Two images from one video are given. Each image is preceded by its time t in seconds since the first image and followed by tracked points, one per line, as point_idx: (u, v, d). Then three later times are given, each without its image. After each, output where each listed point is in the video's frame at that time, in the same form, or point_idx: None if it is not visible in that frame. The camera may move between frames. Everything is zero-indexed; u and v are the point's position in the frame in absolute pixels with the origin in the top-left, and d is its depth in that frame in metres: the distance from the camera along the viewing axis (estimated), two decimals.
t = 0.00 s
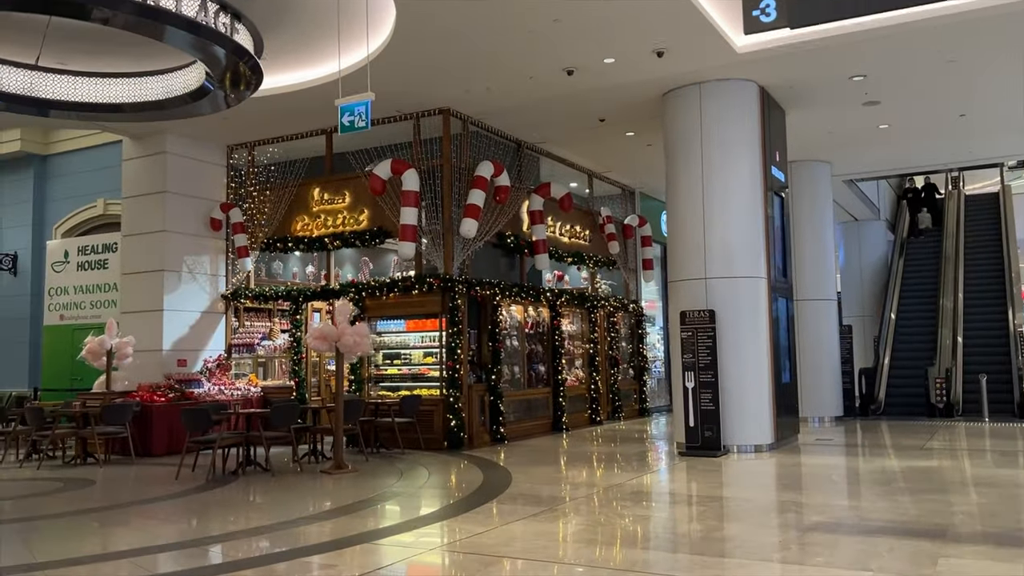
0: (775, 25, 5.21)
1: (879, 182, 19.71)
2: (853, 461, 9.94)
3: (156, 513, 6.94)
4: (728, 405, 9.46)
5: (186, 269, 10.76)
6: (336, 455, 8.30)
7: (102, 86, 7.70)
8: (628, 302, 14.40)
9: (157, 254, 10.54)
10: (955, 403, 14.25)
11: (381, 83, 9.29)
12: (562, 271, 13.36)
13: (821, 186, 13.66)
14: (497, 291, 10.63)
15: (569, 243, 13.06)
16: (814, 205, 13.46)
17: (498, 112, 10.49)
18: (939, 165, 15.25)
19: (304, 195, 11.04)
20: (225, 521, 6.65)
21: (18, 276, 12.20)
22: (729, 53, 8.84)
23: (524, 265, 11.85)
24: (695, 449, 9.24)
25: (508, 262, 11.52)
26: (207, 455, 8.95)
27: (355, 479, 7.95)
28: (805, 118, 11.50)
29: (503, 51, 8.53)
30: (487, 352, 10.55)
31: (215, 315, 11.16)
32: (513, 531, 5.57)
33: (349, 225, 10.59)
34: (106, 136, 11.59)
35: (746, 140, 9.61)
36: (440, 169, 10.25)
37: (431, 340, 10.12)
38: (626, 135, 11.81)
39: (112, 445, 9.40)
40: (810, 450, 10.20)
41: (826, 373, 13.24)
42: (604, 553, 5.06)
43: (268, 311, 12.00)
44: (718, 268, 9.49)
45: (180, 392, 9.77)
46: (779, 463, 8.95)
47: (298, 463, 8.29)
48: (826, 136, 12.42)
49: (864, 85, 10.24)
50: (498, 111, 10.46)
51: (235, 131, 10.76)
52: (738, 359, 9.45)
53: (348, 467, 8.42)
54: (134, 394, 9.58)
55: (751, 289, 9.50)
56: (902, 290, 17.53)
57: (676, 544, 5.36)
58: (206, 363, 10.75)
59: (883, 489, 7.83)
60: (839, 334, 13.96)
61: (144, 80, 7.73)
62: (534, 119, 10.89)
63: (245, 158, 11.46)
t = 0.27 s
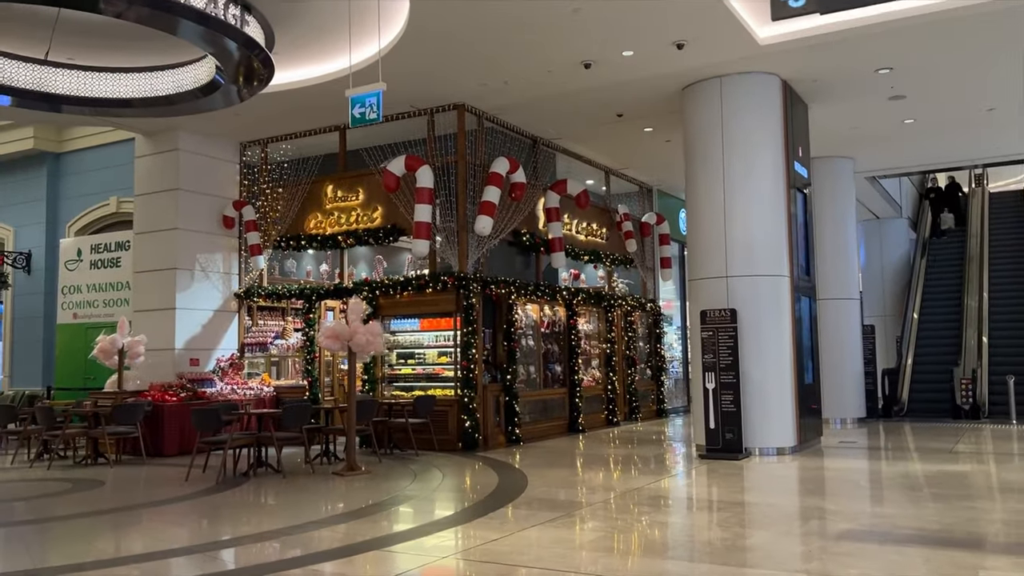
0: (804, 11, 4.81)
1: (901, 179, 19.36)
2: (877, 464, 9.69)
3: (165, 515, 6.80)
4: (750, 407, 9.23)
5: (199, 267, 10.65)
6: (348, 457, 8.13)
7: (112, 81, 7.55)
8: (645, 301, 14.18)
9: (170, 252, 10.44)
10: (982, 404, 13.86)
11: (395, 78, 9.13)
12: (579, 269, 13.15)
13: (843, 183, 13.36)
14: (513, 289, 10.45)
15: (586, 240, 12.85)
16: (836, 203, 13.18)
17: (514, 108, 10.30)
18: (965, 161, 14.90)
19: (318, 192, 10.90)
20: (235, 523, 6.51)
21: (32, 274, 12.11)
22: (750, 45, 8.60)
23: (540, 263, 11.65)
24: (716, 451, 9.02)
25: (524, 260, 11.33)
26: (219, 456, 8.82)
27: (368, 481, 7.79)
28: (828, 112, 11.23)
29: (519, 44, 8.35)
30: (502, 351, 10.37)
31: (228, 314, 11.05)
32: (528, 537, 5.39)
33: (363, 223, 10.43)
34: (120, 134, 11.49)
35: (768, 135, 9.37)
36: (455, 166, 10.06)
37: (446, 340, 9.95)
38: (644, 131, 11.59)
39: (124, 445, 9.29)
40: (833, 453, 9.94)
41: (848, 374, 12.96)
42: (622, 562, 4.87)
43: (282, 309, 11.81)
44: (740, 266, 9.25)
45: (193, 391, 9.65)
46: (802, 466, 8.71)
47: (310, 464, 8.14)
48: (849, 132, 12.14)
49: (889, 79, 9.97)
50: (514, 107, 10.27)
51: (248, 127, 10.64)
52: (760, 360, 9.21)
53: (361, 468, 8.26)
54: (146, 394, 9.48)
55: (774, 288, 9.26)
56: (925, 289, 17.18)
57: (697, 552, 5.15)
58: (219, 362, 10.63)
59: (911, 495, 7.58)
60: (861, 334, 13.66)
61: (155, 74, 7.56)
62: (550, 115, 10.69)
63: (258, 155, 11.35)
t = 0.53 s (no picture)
0: None
1: (917, 175, 19.05)
2: (896, 466, 9.47)
3: (166, 516, 6.67)
4: (765, 406, 9.02)
5: (205, 265, 10.54)
6: (355, 457, 7.97)
7: (116, 75, 7.36)
8: (657, 299, 13.98)
9: (176, 249, 10.33)
10: (1002, 404, 13.68)
11: (402, 70, 8.96)
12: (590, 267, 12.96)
13: (861, 179, 13.09)
14: (523, 286, 10.27)
15: (597, 237, 12.66)
16: (854, 199, 12.92)
17: (524, 101, 10.12)
18: (985, 156, 14.59)
19: (325, 188, 10.76)
20: (237, 525, 6.38)
21: (39, 272, 12.02)
22: (766, 36, 8.39)
23: (550, 260, 11.46)
24: (730, 452, 8.83)
25: (534, 257, 11.15)
26: (224, 455, 8.69)
27: (375, 481, 7.63)
28: (845, 106, 10.99)
29: (528, 36, 8.16)
30: (512, 350, 10.20)
31: (235, 311, 10.93)
32: (536, 541, 5.21)
33: (371, 219, 10.28)
34: (126, 130, 11.37)
35: (784, 128, 9.15)
36: (464, 160, 9.89)
37: (454, 338, 9.79)
38: (657, 125, 11.39)
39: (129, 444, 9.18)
40: (850, 454, 9.71)
41: (865, 374, 12.71)
42: (633, 569, 4.68)
43: (290, 307, 11.71)
44: (755, 263, 9.05)
45: (199, 390, 9.54)
46: (819, 468, 8.50)
47: (316, 464, 7.99)
48: (866, 126, 11.88)
49: (909, 71, 9.72)
50: (524, 101, 10.09)
51: (255, 123, 10.51)
52: (776, 358, 9.00)
53: (367, 468, 8.11)
54: (152, 392, 9.37)
55: (789, 284, 9.04)
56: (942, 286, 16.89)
57: (711, 558, 4.96)
58: (226, 360, 10.52)
59: (933, 498, 7.34)
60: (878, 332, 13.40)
61: (159, 68, 7.36)
62: (561, 109, 10.50)
63: (266, 151, 11.21)
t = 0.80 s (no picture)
0: None
1: (941, 170, 18.68)
2: (921, 468, 9.20)
3: (173, 518, 6.55)
4: (786, 407, 8.78)
5: (217, 263, 10.44)
6: (365, 458, 7.78)
7: (123, 70, 7.12)
8: (675, 297, 13.75)
9: (187, 247, 10.23)
10: None
11: (414, 64, 8.78)
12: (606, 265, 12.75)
13: (884, 174, 12.78)
14: (537, 284, 10.08)
15: (614, 234, 12.44)
16: (876, 194, 12.62)
17: (538, 95, 9.92)
18: (1012, 150, 14.21)
19: (337, 185, 10.62)
20: (244, 528, 6.24)
21: (53, 271, 11.95)
22: (787, 25, 8.14)
23: (565, 258, 11.27)
24: (750, 454, 8.60)
25: (548, 254, 10.97)
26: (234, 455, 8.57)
27: (386, 482, 7.45)
28: (868, 98, 10.70)
29: (542, 27, 7.96)
30: (527, 348, 10.02)
31: (247, 310, 10.83)
32: (549, 548, 5.03)
33: (383, 216, 10.13)
34: (139, 127, 11.28)
35: (806, 120, 8.90)
36: (477, 156, 9.70)
37: (467, 336, 9.63)
38: (674, 119, 11.15)
39: (140, 444, 9.08)
40: (874, 456, 9.44)
41: (888, 373, 12.42)
42: None
43: (303, 306, 11.62)
44: (776, 260, 8.81)
45: (210, 390, 9.44)
46: (842, 471, 8.25)
47: (326, 465, 7.83)
48: (890, 119, 11.58)
49: (935, 61, 9.42)
50: (538, 95, 9.89)
51: (266, 119, 10.38)
52: (797, 358, 8.75)
53: (379, 469, 7.95)
54: (163, 392, 9.28)
55: (811, 281, 8.79)
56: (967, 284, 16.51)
57: (732, 567, 4.75)
58: (237, 359, 10.36)
59: (962, 503, 7.07)
60: (902, 331, 13.09)
61: (166, 62, 7.08)
62: (576, 103, 10.29)
63: (278, 148, 11.08)
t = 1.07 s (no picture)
0: None
1: (963, 164, 18.31)
2: (945, 468, 8.95)
3: (179, 520, 6.40)
4: (808, 406, 8.54)
5: (227, 260, 10.31)
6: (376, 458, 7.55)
7: (128, 61, 6.67)
8: (691, 294, 13.52)
9: (196, 244, 10.10)
10: None
11: (425, 56, 8.60)
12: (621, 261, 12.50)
13: (906, 167, 12.49)
14: (551, 281, 9.89)
15: (629, 230, 12.23)
16: (898, 188, 12.33)
17: (551, 87, 9.71)
18: None
19: (348, 180, 10.47)
20: (250, 529, 6.09)
21: (63, 269, 11.81)
22: (808, 12, 7.90)
23: (580, 254, 11.06)
24: (771, 454, 8.37)
25: (563, 250, 10.73)
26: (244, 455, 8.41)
27: (398, 484, 7.21)
28: (890, 88, 10.42)
29: (554, 16, 7.75)
30: (540, 346, 9.83)
31: (257, 307, 10.70)
32: (563, 554, 4.83)
33: (394, 211, 9.96)
34: (148, 123, 11.14)
35: (827, 111, 8.65)
36: (489, 150, 9.49)
37: (480, 334, 9.46)
38: (690, 111, 10.91)
39: (149, 443, 8.94)
40: (897, 456, 9.19)
41: (910, 371, 12.13)
42: None
43: (314, 304, 11.42)
44: (796, 255, 8.57)
45: (220, 388, 9.31)
46: (865, 471, 8.01)
47: (336, 465, 7.66)
48: (912, 110, 11.29)
49: (960, 49, 9.14)
50: (551, 86, 9.68)
51: (275, 114, 10.23)
52: (819, 355, 8.51)
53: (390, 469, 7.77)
54: (172, 391, 9.15)
55: (833, 277, 8.55)
56: (990, 279, 16.17)
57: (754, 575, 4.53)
58: (248, 358, 10.20)
59: (992, 505, 6.81)
60: (924, 327, 12.80)
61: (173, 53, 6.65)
62: (591, 95, 10.09)
63: (288, 144, 10.93)
